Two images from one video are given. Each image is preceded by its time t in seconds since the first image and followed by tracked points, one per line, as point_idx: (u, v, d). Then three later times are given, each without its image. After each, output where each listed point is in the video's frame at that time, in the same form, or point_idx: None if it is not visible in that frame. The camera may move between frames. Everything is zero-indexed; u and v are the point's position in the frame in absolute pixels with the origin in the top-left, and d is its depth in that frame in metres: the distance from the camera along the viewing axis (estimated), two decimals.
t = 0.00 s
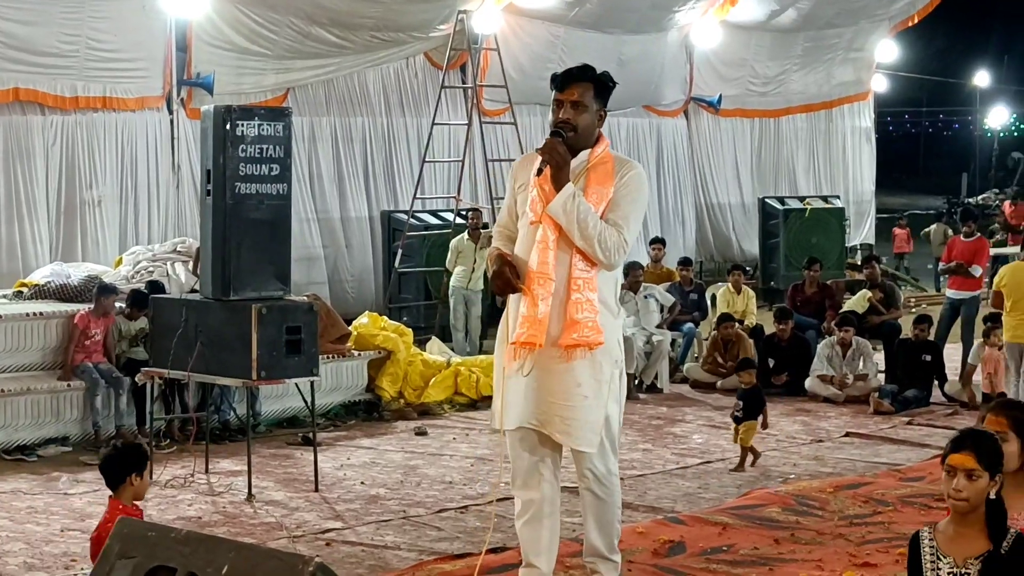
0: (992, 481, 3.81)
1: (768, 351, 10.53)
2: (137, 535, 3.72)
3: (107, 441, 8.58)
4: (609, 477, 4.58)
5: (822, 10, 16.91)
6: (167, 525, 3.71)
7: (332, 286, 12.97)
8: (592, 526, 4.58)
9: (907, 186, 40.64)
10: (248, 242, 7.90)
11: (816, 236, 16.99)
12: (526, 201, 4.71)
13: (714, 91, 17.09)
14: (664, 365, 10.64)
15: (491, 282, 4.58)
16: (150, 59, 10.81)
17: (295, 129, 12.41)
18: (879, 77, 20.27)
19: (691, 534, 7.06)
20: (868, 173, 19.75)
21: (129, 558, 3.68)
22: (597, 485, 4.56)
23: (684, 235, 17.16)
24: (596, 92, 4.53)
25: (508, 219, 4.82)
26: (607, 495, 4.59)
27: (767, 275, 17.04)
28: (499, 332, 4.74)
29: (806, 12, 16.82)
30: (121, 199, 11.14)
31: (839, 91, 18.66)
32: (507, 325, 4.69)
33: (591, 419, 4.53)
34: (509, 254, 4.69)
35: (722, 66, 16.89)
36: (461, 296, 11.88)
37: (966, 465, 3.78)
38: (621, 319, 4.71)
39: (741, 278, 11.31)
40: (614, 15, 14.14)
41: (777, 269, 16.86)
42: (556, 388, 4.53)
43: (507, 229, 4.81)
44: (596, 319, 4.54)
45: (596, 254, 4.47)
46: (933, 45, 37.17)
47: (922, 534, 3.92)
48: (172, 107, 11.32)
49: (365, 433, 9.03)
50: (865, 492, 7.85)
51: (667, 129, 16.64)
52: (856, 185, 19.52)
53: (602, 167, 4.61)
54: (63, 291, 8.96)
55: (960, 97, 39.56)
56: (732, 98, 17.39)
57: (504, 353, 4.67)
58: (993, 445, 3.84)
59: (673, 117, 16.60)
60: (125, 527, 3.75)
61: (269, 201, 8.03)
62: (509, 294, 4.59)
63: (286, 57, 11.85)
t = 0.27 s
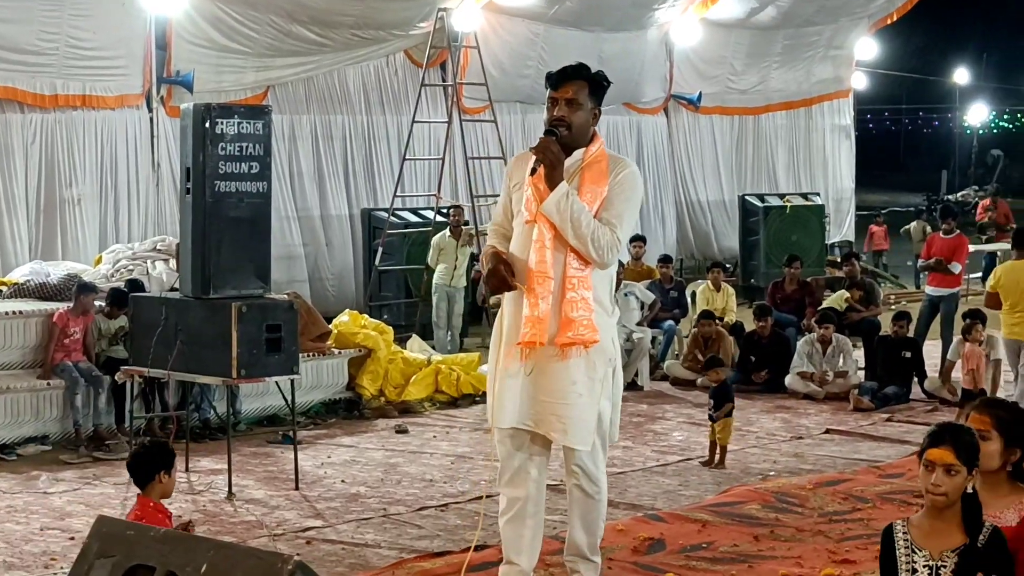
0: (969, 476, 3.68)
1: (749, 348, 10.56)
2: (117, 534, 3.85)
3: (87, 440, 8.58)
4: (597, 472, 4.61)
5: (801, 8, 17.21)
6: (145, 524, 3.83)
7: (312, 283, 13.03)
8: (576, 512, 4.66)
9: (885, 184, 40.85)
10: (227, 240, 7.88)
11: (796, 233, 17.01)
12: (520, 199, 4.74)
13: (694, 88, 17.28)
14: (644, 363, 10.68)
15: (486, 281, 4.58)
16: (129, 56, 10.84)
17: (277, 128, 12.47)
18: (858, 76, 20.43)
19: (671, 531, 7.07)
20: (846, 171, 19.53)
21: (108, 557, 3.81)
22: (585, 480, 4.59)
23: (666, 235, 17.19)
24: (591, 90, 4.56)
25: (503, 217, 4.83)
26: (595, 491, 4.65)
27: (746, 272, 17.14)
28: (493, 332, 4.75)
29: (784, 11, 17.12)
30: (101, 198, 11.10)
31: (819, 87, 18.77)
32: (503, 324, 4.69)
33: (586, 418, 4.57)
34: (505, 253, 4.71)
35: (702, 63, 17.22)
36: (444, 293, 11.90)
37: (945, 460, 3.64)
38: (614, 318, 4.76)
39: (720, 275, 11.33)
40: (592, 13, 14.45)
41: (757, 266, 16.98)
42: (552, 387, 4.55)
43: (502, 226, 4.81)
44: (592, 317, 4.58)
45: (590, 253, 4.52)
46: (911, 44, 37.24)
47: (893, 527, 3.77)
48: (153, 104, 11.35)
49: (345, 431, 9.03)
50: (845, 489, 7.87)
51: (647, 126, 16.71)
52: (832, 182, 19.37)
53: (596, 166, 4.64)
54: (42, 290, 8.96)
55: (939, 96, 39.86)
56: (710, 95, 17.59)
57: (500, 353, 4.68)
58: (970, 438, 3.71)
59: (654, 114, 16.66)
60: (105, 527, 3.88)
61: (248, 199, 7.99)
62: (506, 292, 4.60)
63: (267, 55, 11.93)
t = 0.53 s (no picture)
0: (940, 480, 3.80)
1: (725, 349, 10.57)
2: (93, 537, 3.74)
3: (63, 442, 8.58)
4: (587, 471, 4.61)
5: (777, 8, 17.34)
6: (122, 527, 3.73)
7: (289, 284, 13.25)
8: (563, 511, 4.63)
9: (861, 182, 41.04)
10: (203, 241, 7.86)
11: (772, 232, 16.97)
12: (511, 201, 4.77)
13: (669, 89, 17.35)
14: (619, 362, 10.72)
15: (477, 282, 4.63)
16: (104, 58, 11.03)
17: (251, 128, 12.69)
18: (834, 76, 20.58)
19: (646, 531, 7.07)
20: (821, 171, 19.71)
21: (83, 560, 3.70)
22: (574, 478, 4.60)
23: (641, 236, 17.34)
24: (579, 91, 4.60)
25: (495, 218, 4.87)
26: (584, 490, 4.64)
27: (723, 272, 17.21)
28: (485, 332, 4.79)
29: (761, 11, 17.24)
30: (76, 198, 11.24)
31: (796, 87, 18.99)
32: (495, 324, 4.73)
33: (578, 417, 4.61)
34: (497, 254, 4.75)
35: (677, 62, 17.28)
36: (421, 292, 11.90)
37: (916, 464, 3.75)
38: (606, 317, 4.79)
39: (696, 275, 11.35)
40: (567, 13, 14.59)
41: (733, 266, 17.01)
42: (543, 386, 4.59)
43: (494, 227, 4.87)
44: (582, 317, 4.62)
45: (579, 255, 4.54)
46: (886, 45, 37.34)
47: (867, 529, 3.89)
48: (128, 105, 11.55)
49: (321, 432, 9.04)
50: (820, 488, 7.90)
51: (622, 126, 16.86)
52: (807, 184, 19.49)
53: (585, 166, 4.67)
54: (18, 292, 8.95)
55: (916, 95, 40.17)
56: (687, 95, 17.69)
57: (492, 353, 4.72)
58: (940, 442, 3.83)
59: (628, 115, 16.90)
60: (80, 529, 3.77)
61: (224, 200, 7.98)
62: (497, 293, 4.65)
63: (243, 56, 12.13)
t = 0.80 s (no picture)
0: (916, 473, 3.85)
1: (702, 346, 10.63)
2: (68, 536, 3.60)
3: (39, 440, 8.56)
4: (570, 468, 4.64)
5: (754, 7, 17.53)
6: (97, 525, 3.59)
7: (266, 283, 13.39)
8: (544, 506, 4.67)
9: (839, 180, 41.27)
10: (180, 239, 7.79)
11: (750, 231, 17.10)
12: (498, 199, 4.80)
13: (645, 87, 17.40)
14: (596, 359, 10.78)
15: (465, 280, 4.66)
16: (80, 56, 11.33)
17: (228, 126, 12.81)
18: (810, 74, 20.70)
19: (623, 529, 7.06)
20: (797, 169, 19.88)
21: (58, 558, 3.56)
22: (557, 475, 4.63)
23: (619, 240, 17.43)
24: (565, 90, 4.60)
25: (481, 215, 4.88)
26: (567, 488, 4.67)
27: (700, 270, 17.33)
28: (473, 328, 4.82)
29: (739, 9, 17.46)
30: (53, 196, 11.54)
31: (774, 84, 19.15)
32: (483, 321, 4.76)
33: (564, 414, 4.64)
34: (484, 251, 4.78)
35: (656, 61, 17.40)
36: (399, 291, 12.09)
37: (893, 461, 3.79)
38: (592, 314, 4.82)
39: (673, 274, 11.39)
40: (544, 12, 14.67)
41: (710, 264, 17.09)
42: (532, 383, 4.63)
43: (483, 225, 4.87)
44: (568, 315, 4.65)
45: (566, 253, 4.58)
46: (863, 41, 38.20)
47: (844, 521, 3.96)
48: (104, 103, 11.79)
49: (297, 431, 9.04)
50: (796, 486, 7.92)
51: (600, 125, 16.85)
52: (782, 182, 19.63)
53: (572, 164, 4.68)
54: None
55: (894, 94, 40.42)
56: (665, 93, 17.78)
57: (479, 350, 4.75)
58: (916, 437, 3.86)
59: (606, 113, 16.90)
60: (54, 529, 3.63)
61: (201, 198, 7.91)
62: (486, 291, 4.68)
63: (219, 54, 12.34)
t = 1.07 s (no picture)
0: (902, 472, 4.00)
1: (686, 345, 10.67)
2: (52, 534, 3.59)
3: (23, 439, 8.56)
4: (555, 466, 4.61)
5: (740, 7, 17.63)
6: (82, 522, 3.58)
7: (251, 282, 13.41)
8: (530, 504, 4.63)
9: (825, 180, 41.35)
10: (165, 237, 7.76)
11: (735, 230, 17.07)
12: (486, 194, 4.80)
13: (632, 86, 17.45)
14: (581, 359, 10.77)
15: (452, 274, 4.66)
16: (66, 54, 11.44)
17: (214, 124, 12.83)
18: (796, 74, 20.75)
19: (608, 528, 7.03)
20: (784, 167, 19.86)
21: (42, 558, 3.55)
22: (542, 473, 4.59)
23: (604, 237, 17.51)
24: (555, 88, 4.59)
25: (471, 213, 4.90)
26: (552, 487, 4.63)
27: (684, 270, 17.37)
28: (461, 324, 4.82)
29: (724, 8, 17.54)
30: (38, 194, 11.61)
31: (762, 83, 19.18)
32: (471, 317, 4.76)
33: (549, 410, 4.63)
34: (472, 247, 4.78)
35: (641, 60, 17.44)
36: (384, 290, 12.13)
37: (878, 459, 3.94)
38: (578, 312, 4.82)
39: (657, 273, 11.41)
40: (530, 11, 14.69)
41: (695, 263, 17.15)
42: (517, 378, 4.62)
43: (472, 222, 4.89)
44: (554, 311, 4.65)
45: (553, 249, 4.58)
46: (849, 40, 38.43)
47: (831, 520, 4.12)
48: (90, 102, 11.88)
49: (282, 429, 9.04)
50: (780, 485, 7.92)
51: (585, 124, 16.91)
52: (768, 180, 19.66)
53: (561, 162, 4.68)
54: None
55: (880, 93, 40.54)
56: (649, 92, 17.80)
57: (465, 345, 4.75)
58: (901, 435, 4.01)
59: (592, 112, 16.99)
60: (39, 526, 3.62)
61: (185, 197, 7.87)
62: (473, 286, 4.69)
63: (205, 53, 12.38)
